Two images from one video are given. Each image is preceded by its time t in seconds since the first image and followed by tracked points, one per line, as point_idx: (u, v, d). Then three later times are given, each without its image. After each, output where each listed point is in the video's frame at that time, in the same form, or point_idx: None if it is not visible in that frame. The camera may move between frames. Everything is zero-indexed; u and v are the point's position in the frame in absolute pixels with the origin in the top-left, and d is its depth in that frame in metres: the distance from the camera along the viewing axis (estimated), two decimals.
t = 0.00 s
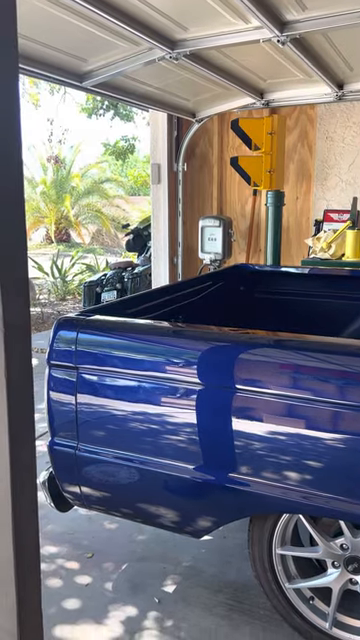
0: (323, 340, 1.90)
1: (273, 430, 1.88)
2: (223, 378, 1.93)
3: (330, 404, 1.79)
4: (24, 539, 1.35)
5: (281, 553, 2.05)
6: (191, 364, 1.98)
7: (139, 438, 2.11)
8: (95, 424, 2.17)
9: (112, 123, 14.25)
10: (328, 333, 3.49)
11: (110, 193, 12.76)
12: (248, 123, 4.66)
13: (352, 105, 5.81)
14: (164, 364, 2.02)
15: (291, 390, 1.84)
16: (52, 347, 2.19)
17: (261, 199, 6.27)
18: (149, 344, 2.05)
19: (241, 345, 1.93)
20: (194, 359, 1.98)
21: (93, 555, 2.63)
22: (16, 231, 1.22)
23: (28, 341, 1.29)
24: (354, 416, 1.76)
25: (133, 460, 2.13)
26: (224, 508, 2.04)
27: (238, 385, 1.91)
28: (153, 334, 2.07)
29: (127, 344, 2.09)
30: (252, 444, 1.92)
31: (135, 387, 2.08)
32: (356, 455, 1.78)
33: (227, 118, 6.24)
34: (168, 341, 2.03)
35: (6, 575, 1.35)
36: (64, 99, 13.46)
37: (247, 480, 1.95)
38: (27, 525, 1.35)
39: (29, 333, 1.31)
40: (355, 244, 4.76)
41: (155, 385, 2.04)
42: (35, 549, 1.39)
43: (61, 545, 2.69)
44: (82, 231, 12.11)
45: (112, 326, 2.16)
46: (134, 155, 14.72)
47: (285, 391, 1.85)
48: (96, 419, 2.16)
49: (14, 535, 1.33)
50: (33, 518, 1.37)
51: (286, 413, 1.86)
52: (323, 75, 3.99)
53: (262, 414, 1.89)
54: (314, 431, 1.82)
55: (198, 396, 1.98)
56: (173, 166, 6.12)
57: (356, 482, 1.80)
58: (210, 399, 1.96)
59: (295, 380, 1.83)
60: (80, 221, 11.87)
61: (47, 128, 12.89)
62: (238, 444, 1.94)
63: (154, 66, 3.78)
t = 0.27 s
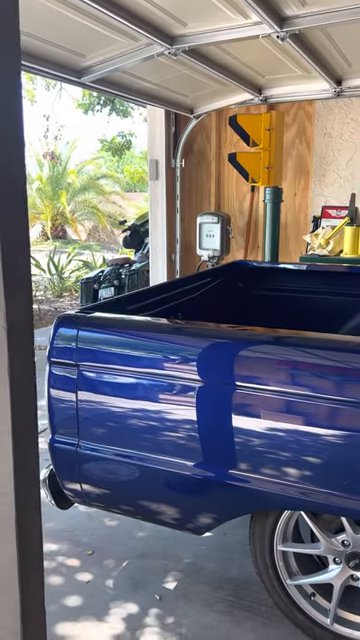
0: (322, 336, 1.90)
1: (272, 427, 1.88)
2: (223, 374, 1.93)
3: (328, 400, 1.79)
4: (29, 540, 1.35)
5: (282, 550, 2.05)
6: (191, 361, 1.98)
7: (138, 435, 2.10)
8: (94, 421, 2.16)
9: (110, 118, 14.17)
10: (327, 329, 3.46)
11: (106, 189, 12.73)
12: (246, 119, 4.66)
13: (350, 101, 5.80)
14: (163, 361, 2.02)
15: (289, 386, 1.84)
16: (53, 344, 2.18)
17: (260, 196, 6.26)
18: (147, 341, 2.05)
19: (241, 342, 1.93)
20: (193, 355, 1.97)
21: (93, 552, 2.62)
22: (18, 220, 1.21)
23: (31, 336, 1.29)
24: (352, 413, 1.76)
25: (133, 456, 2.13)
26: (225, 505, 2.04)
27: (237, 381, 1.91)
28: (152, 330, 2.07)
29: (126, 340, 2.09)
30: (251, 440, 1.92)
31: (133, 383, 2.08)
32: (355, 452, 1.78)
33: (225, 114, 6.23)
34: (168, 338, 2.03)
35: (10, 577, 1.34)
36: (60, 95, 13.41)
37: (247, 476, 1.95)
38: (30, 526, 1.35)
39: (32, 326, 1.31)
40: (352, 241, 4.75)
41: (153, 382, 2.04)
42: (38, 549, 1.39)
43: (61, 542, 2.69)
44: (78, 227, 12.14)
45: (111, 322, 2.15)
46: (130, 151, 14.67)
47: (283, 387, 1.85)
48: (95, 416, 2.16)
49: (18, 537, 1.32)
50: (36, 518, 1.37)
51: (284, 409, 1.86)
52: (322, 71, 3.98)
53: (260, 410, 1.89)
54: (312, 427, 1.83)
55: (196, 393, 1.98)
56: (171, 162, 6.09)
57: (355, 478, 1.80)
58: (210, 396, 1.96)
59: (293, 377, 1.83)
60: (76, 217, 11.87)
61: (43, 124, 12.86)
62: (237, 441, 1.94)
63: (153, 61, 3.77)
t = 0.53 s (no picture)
0: (319, 332, 1.91)
1: (268, 423, 1.89)
2: (220, 371, 1.93)
3: (323, 395, 1.81)
4: (30, 538, 1.35)
5: (282, 546, 2.05)
6: (187, 357, 1.98)
7: (135, 432, 2.10)
8: (91, 418, 2.16)
9: (105, 113, 14.08)
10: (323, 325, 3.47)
11: (99, 185, 12.65)
12: (241, 115, 4.65)
13: (345, 97, 5.80)
14: (158, 357, 2.02)
15: (285, 382, 1.85)
16: (50, 342, 2.17)
17: (255, 192, 6.25)
18: (143, 337, 2.05)
19: (238, 339, 1.93)
20: (187, 352, 1.98)
21: (92, 550, 2.62)
22: (19, 211, 1.20)
23: (31, 331, 1.28)
24: (347, 408, 1.78)
25: (129, 453, 2.12)
26: (224, 501, 2.04)
27: (235, 378, 1.91)
28: (148, 327, 2.07)
29: (121, 337, 2.09)
30: (247, 436, 1.93)
31: (128, 380, 2.08)
32: (350, 447, 1.79)
33: (220, 110, 6.21)
34: (165, 335, 2.02)
35: (10, 574, 1.33)
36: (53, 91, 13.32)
37: (244, 473, 1.96)
38: (31, 523, 1.35)
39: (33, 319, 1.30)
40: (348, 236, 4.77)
41: (148, 378, 2.04)
42: (39, 548, 1.38)
43: (59, 540, 2.68)
44: (71, 223, 12.08)
45: (107, 319, 2.15)
46: (124, 147, 14.60)
47: (278, 383, 1.86)
48: (91, 413, 2.15)
49: (19, 535, 1.31)
50: (37, 516, 1.36)
51: (279, 405, 1.87)
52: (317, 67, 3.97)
53: (255, 406, 1.90)
54: (307, 423, 1.84)
55: (189, 389, 1.98)
56: (166, 158, 6.06)
57: (353, 473, 1.81)
58: (208, 393, 1.96)
59: (288, 373, 1.84)
60: (69, 213, 11.81)
61: (36, 120, 12.78)
62: (234, 437, 1.94)
63: (149, 57, 3.75)
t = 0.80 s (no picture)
0: (314, 329, 1.91)
1: (261, 419, 1.89)
2: (215, 368, 1.93)
3: (316, 391, 1.82)
4: (30, 539, 1.34)
5: (279, 541, 2.06)
6: (181, 354, 1.98)
7: (130, 429, 2.10)
8: (85, 416, 2.15)
9: (97, 110, 13.99)
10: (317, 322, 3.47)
11: (89, 181, 12.62)
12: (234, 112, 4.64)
13: (336, 93, 5.81)
14: (152, 354, 2.02)
15: (277, 378, 1.86)
16: (46, 339, 2.17)
17: (247, 190, 6.25)
18: (136, 335, 2.05)
19: (233, 335, 1.93)
20: (178, 348, 1.99)
21: (88, 547, 2.62)
22: (18, 209, 1.19)
23: (31, 331, 1.27)
24: (340, 403, 1.79)
25: (123, 450, 2.12)
26: (220, 498, 2.04)
27: (230, 374, 1.91)
28: (142, 325, 2.07)
29: (114, 334, 2.08)
30: (242, 433, 1.93)
31: (120, 378, 2.08)
32: (344, 442, 1.80)
33: (212, 106, 6.19)
34: (159, 332, 2.02)
35: (11, 576, 1.33)
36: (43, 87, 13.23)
37: (239, 469, 1.96)
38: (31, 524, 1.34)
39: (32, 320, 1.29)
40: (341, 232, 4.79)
41: (140, 375, 2.05)
42: (39, 548, 1.38)
43: (56, 537, 2.68)
44: (62, 220, 12.06)
45: (102, 317, 2.14)
46: (114, 144, 14.55)
47: (272, 379, 1.86)
48: (86, 411, 2.15)
49: (19, 539, 1.31)
50: (37, 517, 1.36)
51: (272, 401, 1.87)
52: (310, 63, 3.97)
53: (248, 402, 1.90)
54: (300, 419, 1.85)
55: (180, 385, 1.99)
56: (158, 154, 6.04)
57: (347, 469, 1.82)
58: (203, 389, 1.96)
59: (281, 369, 1.85)
60: (59, 210, 11.78)
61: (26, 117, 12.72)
62: (229, 434, 1.95)
63: (141, 53, 3.73)
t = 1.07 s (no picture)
0: (306, 324, 1.92)
1: (252, 414, 1.90)
2: (207, 365, 1.94)
3: (306, 386, 1.83)
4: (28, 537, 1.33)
5: (274, 537, 2.07)
6: (172, 351, 1.98)
7: (122, 427, 2.10)
8: (78, 414, 2.15)
9: (84, 106, 13.80)
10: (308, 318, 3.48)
11: (77, 179, 12.55)
12: (223, 109, 4.65)
13: (325, 90, 5.83)
14: (143, 351, 2.02)
15: (267, 374, 1.87)
16: (39, 338, 2.16)
17: (237, 185, 6.28)
18: (127, 332, 2.06)
19: (225, 332, 1.94)
20: (167, 345, 1.99)
21: (82, 546, 2.62)
22: (13, 198, 1.17)
23: (27, 325, 1.26)
24: (330, 398, 1.81)
25: (115, 448, 2.13)
26: (214, 494, 2.05)
27: (223, 371, 1.92)
28: (133, 322, 2.07)
29: (105, 332, 2.08)
30: (234, 429, 1.94)
31: (110, 375, 2.08)
32: (335, 436, 1.82)
33: (201, 103, 6.20)
34: (151, 329, 2.02)
35: (9, 575, 1.32)
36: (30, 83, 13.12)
37: (232, 465, 1.97)
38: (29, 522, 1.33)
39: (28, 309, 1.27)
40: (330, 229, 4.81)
41: (131, 373, 2.05)
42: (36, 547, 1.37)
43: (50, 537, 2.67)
44: (49, 218, 11.99)
45: (93, 315, 2.14)
46: (102, 141, 14.47)
47: (261, 374, 1.87)
48: (79, 409, 2.14)
49: (17, 536, 1.30)
50: (34, 515, 1.35)
51: (262, 397, 1.88)
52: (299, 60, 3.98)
53: (239, 399, 1.91)
54: (291, 414, 1.86)
55: (169, 382, 2.00)
56: (148, 152, 6.03)
57: (339, 463, 1.84)
58: (196, 386, 1.96)
59: (271, 364, 1.86)
60: (46, 207, 11.70)
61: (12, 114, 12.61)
62: (222, 430, 1.96)
63: (131, 49, 3.72)
